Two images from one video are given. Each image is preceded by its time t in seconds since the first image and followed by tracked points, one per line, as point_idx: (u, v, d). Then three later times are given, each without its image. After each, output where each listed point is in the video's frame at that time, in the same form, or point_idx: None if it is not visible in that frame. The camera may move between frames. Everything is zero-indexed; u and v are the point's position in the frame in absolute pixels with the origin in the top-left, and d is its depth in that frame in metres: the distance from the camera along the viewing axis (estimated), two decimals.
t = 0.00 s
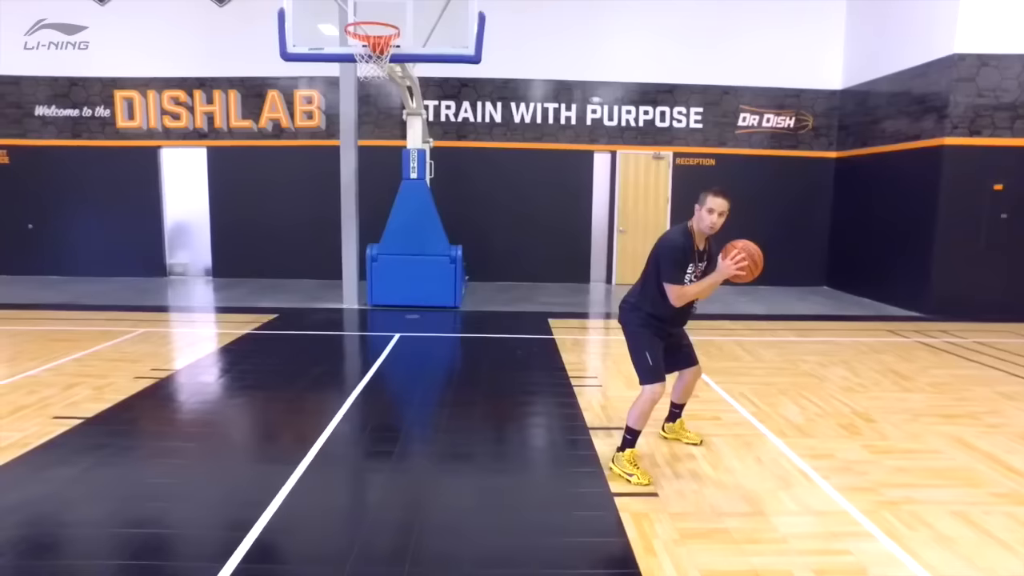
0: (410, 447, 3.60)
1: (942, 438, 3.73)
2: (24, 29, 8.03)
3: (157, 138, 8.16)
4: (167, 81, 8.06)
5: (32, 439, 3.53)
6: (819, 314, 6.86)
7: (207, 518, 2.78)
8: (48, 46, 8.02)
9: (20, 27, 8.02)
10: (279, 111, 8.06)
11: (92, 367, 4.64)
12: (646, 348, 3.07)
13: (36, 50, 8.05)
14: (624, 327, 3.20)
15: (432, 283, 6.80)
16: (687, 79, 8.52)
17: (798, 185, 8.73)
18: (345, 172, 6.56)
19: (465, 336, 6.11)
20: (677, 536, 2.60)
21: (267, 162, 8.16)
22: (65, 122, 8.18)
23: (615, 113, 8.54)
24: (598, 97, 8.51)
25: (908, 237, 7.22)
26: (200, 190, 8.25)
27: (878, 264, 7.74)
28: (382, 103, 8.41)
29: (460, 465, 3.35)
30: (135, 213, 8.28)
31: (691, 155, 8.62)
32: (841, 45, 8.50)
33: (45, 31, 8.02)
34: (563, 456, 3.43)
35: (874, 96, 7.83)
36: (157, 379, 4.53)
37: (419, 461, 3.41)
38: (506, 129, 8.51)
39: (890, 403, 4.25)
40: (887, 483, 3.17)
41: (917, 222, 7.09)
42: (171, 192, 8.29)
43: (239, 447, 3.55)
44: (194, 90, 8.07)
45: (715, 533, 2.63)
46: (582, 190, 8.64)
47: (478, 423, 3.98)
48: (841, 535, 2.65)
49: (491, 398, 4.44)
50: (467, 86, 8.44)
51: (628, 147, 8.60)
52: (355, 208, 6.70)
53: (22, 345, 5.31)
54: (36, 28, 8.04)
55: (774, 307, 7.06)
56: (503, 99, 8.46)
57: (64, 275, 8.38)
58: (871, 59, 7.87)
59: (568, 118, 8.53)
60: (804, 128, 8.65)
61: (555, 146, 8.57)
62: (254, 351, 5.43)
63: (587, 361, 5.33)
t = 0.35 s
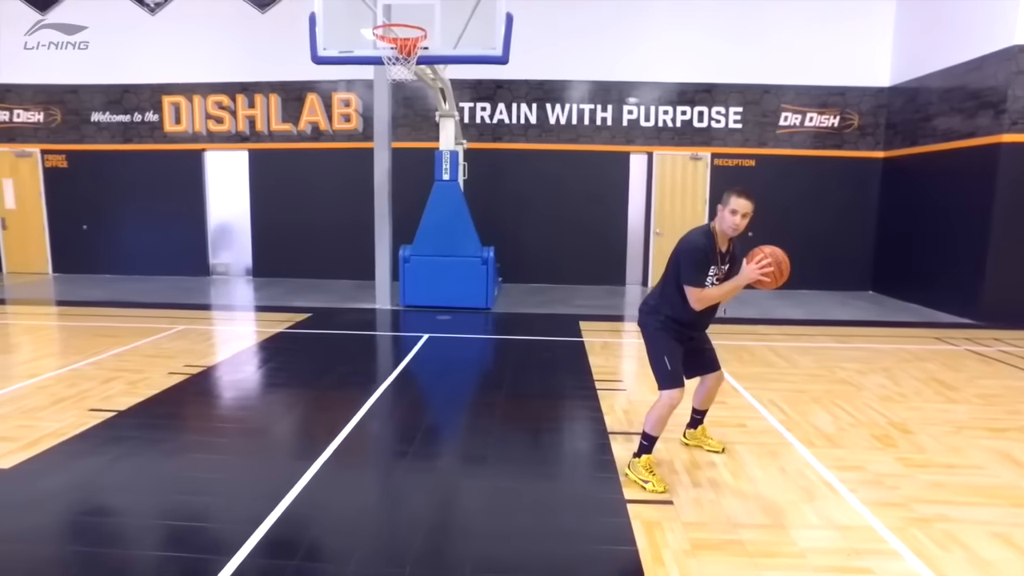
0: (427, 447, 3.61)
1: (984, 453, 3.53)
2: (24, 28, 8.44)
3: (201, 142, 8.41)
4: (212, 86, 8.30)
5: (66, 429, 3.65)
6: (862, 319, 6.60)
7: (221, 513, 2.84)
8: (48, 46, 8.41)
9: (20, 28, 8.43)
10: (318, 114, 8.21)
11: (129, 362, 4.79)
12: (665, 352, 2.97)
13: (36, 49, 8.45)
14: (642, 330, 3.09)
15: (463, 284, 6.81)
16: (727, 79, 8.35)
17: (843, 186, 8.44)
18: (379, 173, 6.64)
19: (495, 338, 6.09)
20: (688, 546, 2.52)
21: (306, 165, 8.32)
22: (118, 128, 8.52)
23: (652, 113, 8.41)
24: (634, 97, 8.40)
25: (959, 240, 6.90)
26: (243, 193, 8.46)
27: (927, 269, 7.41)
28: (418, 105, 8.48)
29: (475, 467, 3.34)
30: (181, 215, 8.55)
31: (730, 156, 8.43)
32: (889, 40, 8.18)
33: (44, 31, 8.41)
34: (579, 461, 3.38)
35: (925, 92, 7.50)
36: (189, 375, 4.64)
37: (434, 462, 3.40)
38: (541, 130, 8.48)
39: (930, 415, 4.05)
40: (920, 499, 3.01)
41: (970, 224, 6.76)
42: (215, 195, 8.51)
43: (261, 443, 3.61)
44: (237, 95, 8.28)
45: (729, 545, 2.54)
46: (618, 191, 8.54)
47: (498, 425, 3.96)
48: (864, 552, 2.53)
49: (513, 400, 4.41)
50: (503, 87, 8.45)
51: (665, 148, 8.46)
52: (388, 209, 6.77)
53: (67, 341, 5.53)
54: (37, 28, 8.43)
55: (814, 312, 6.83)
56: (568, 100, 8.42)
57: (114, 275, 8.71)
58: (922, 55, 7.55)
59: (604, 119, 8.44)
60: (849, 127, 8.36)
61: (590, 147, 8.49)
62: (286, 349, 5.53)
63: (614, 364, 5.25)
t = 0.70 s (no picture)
0: (440, 445, 3.63)
1: (1018, 463, 3.38)
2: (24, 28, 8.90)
3: (238, 144, 8.62)
4: (248, 90, 8.51)
5: (95, 420, 3.78)
6: (899, 323, 6.40)
7: (234, 505, 2.91)
8: (47, 45, 8.85)
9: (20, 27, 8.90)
10: (350, 116, 8.34)
11: (160, 358, 4.94)
12: (676, 353, 2.93)
13: (35, 48, 8.89)
14: (655, 329, 3.05)
15: (489, 284, 6.83)
16: (761, 77, 8.19)
17: (882, 186, 8.20)
18: (407, 173, 6.71)
19: (520, 338, 6.10)
20: (693, 550, 2.48)
21: (338, 166, 8.46)
22: (159, 131, 8.79)
23: (683, 113, 8.31)
24: (664, 96, 8.31)
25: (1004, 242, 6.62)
26: (278, 194, 8.65)
27: (970, 272, 7.13)
28: (448, 107, 8.55)
29: (485, 467, 3.34)
30: (218, 217, 8.78)
31: (763, 156, 8.28)
32: (932, 35, 7.91)
33: (44, 31, 8.84)
34: (590, 462, 3.36)
35: (969, 88, 7.22)
36: (216, 371, 4.76)
37: (445, 460, 3.42)
38: (571, 131, 8.46)
39: (963, 423, 3.90)
40: (943, 509, 2.90)
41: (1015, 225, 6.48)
42: (252, 196, 8.72)
43: (279, 438, 3.68)
44: (272, 98, 8.47)
45: (736, 550, 2.49)
46: (648, 193, 8.46)
47: (513, 424, 3.96)
48: (877, 561, 2.45)
49: (532, 400, 4.41)
50: (532, 88, 8.45)
51: (697, 148, 8.35)
52: (416, 210, 6.84)
53: (105, 336, 5.73)
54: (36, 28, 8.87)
55: (849, 316, 6.65)
56: (599, 100, 8.38)
57: (155, 273, 8.99)
58: (966, 49, 7.28)
59: (634, 119, 8.37)
60: (888, 125, 8.12)
61: (619, 148, 8.43)
62: (313, 346, 5.63)
63: (636, 365, 5.20)
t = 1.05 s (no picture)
0: (455, 440, 3.65)
1: None
2: (24, 28, 9.43)
3: (271, 145, 8.81)
4: (281, 91, 8.68)
5: (124, 410, 3.91)
6: (937, 327, 6.19)
7: (250, 494, 2.98)
8: (47, 44, 9.33)
9: (23, 26, 9.42)
10: (381, 116, 8.44)
11: (189, 352, 5.08)
12: (690, 352, 2.88)
13: (35, 47, 9.38)
14: (669, 329, 3.01)
15: (515, 284, 6.84)
16: (794, 75, 8.02)
17: (921, 186, 7.95)
18: (434, 173, 6.77)
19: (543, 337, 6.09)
20: (700, 552, 2.45)
21: (369, 166, 8.57)
22: (197, 132, 9.03)
23: (713, 112, 8.19)
24: (694, 95, 8.20)
25: None
26: (310, 194, 8.80)
27: (1014, 275, 6.85)
28: (477, 107, 8.59)
29: (496, 464, 3.34)
30: (252, 216, 8.98)
31: (797, 155, 8.11)
32: (976, 29, 7.63)
33: (43, 30, 9.33)
34: (602, 462, 3.33)
35: (1016, 82, 6.93)
36: (243, 365, 4.87)
37: (457, 457, 3.44)
38: (600, 130, 8.42)
39: (996, 431, 3.75)
40: (968, 518, 2.79)
41: None
42: (285, 196, 8.89)
43: (299, 431, 3.74)
44: (304, 99, 8.63)
45: (744, 553, 2.45)
46: (680, 193, 8.36)
47: (529, 422, 3.95)
48: (891, 569, 2.37)
49: (550, 399, 4.40)
50: (561, 88, 8.44)
51: (728, 147, 8.22)
52: (443, 209, 6.89)
53: (140, 330, 5.92)
54: (36, 28, 9.38)
55: (883, 319, 6.47)
56: (629, 99, 8.32)
57: (192, 270, 9.24)
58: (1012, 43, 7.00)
59: (664, 119, 8.28)
60: (929, 122, 7.87)
61: (648, 147, 8.35)
62: (340, 342, 5.72)
63: (659, 366, 5.15)
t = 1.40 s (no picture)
0: (464, 441, 3.67)
1: None
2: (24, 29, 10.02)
3: (302, 147, 8.98)
4: (311, 94, 8.84)
5: (149, 405, 4.03)
6: (972, 333, 5.98)
7: (262, 489, 3.04)
8: (46, 45, 9.89)
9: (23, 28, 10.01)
10: (408, 118, 8.53)
11: (215, 350, 5.20)
12: (698, 356, 2.85)
13: (36, 48, 9.97)
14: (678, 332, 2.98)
15: (538, 285, 6.83)
16: (825, 73, 7.85)
17: (958, 186, 7.70)
18: (458, 174, 6.81)
19: (565, 338, 6.07)
20: (700, 559, 2.42)
21: (396, 168, 8.67)
22: (230, 135, 9.26)
23: (742, 112, 8.07)
24: (722, 95, 8.09)
25: None
26: (340, 195, 8.94)
27: None
28: (504, 108, 8.62)
29: (503, 465, 3.34)
30: (284, 217, 9.17)
31: (828, 155, 7.95)
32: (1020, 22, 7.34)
33: (43, 31, 9.89)
34: (610, 466, 3.31)
35: None
36: (266, 363, 4.97)
37: (465, 457, 3.46)
38: (626, 131, 8.37)
39: None
40: (987, 530, 2.68)
41: None
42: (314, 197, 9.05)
43: (315, 429, 3.81)
44: (334, 102, 8.77)
45: (746, 560, 2.41)
46: (707, 195, 8.25)
47: (541, 424, 3.94)
48: None
49: (566, 400, 4.38)
50: (587, 89, 8.42)
51: (757, 147, 8.10)
52: (467, 211, 6.93)
53: (172, 328, 6.09)
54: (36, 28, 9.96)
55: (916, 324, 6.28)
56: (657, 100, 8.25)
57: (225, 270, 9.47)
58: None
59: (691, 119, 8.19)
60: (969, 120, 7.61)
61: (676, 147, 8.27)
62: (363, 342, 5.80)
63: (678, 369, 5.09)
